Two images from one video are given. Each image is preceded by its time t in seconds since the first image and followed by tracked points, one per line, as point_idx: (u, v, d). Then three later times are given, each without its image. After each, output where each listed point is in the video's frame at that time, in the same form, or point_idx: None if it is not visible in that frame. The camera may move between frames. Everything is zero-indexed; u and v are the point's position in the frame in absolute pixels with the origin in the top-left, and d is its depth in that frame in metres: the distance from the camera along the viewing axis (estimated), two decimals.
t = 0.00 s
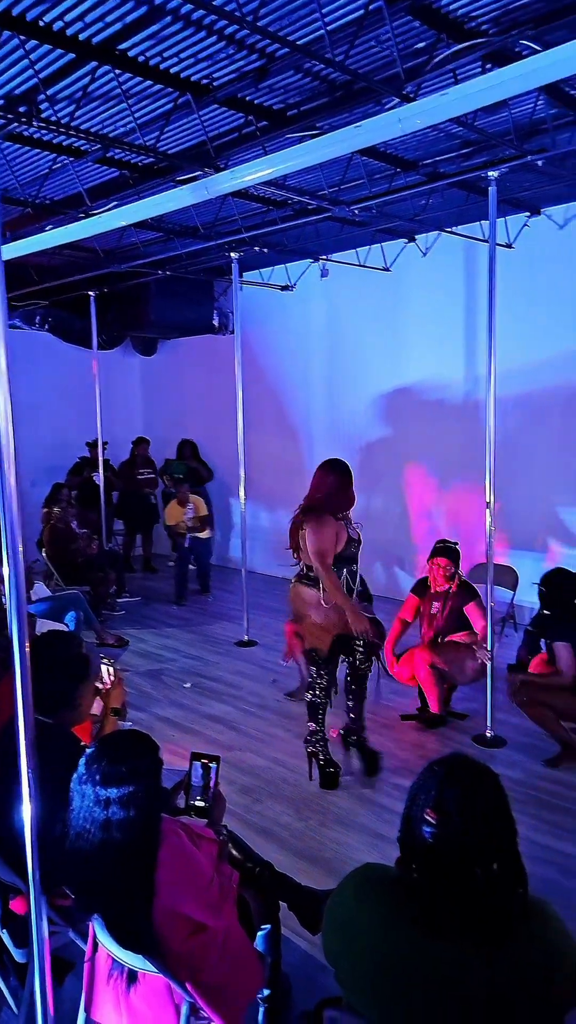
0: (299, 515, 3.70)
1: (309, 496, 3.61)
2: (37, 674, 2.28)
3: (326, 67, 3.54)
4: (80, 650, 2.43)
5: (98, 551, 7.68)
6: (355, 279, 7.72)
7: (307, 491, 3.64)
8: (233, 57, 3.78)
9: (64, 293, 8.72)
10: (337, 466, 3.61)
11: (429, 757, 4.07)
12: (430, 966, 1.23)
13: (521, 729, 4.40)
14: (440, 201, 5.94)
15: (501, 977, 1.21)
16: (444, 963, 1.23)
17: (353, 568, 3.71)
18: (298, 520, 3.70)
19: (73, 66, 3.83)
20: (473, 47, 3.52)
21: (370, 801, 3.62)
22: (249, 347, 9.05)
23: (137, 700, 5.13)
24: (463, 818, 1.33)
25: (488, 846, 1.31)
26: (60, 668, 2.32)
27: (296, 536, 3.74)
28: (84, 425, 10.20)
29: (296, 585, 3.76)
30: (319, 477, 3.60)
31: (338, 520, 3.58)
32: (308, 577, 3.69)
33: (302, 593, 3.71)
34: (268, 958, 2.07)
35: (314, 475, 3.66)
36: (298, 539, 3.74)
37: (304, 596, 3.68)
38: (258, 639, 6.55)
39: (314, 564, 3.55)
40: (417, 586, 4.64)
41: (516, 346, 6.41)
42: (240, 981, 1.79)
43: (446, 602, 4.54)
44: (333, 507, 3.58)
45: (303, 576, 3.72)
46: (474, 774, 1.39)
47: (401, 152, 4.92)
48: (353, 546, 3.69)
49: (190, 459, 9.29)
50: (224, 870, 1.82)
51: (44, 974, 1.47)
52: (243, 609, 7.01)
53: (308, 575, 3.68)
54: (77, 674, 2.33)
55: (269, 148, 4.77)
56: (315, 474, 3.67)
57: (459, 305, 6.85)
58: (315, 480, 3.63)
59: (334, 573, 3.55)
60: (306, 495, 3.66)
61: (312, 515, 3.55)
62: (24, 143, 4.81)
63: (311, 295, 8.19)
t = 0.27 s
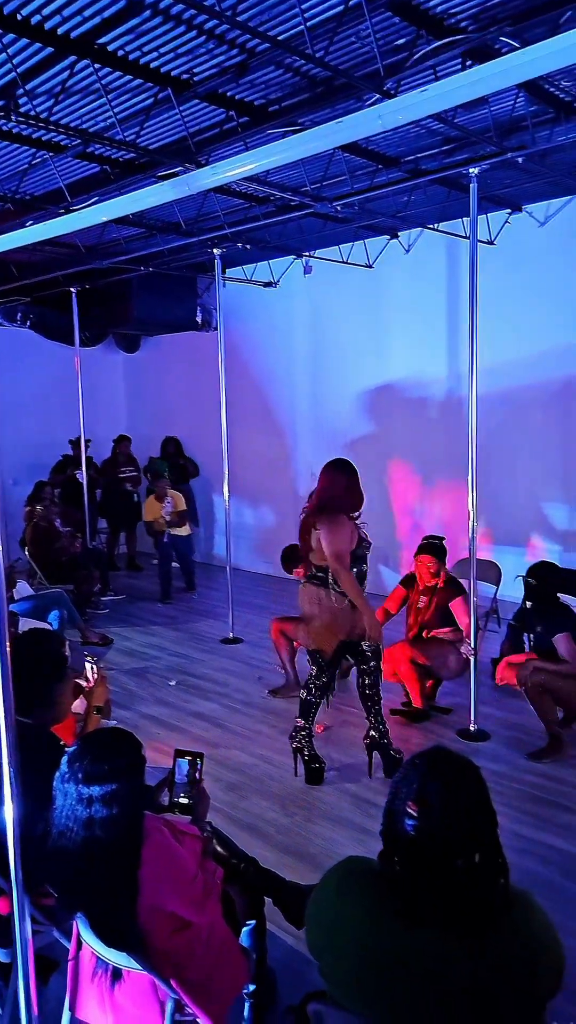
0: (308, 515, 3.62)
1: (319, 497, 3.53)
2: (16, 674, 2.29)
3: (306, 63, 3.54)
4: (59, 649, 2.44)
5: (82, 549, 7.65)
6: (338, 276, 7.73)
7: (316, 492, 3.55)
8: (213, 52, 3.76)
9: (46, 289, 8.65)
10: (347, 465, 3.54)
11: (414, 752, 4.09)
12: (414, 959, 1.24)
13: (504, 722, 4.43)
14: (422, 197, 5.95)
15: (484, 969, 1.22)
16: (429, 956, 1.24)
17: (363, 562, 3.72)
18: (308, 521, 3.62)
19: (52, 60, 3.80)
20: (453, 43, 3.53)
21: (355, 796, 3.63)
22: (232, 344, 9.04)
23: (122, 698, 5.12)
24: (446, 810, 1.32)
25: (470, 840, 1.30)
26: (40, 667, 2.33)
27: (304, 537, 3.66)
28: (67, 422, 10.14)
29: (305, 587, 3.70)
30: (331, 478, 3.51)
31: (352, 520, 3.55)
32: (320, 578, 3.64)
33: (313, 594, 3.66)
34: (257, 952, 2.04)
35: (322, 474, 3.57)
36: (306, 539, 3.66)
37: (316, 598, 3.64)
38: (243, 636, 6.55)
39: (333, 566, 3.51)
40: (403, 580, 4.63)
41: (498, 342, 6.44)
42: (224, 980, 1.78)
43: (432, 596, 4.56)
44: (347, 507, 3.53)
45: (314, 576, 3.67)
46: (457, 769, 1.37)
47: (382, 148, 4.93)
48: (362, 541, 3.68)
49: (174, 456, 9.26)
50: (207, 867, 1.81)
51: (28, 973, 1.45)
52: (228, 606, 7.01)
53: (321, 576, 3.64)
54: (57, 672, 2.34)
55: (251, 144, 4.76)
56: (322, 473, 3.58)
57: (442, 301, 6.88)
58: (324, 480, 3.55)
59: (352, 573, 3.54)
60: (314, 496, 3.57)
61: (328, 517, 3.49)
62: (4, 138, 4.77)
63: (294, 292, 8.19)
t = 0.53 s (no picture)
0: (323, 510, 3.55)
1: (334, 490, 3.47)
2: None
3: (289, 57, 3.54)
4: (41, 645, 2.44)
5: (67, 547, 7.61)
6: (323, 272, 7.72)
7: (331, 485, 3.49)
8: (196, 46, 3.74)
9: (29, 285, 8.59)
10: (363, 458, 3.50)
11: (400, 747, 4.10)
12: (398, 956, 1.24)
13: (490, 716, 4.46)
14: (407, 193, 5.96)
15: (465, 962, 1.23)
16: (413, 952, 1.24)
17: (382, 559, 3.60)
18: (323, 515, 3.55)
19: (33, 53, 3.77)
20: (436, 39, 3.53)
21: (341, 791, 3.64)
22: (218, 340, 9.01)
23: (108, 696, 5.10)
24: (425, 805, 1.35)
25: (450, 832, 1.33)
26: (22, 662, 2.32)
27: (320, 532, 3.59)
28: (52, 419, 10.08)
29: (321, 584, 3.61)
30: (346, 471, 3.47)
31: (369, 513, 3.47)
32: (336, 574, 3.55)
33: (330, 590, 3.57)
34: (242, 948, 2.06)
35: (337, 468, 3.52)
36: (321, 535, 3.59)
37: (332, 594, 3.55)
38: (230, 633, 6.55)
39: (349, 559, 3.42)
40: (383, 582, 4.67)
41: (483, 338, 6.47)
42: (213, 971, 1.79)
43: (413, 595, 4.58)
44: (365, 500, 3.46)
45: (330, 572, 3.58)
46: (438, 765, 1.41)
47: (366, 144, 4.93)
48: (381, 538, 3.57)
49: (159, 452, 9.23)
50: (194, 861, 1.81)
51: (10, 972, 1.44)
52: (214, 603, 7.00)
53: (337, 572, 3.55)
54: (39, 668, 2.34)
55: (234, 138, 4.75)
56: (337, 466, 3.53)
57: (427, 297, 6.89)
58: (339, 473, 3.50)
59: (370, 568, 3.45)
60: (329, 489, 3.51)
61: (344, 509, 3.42)
62: None
63: (279, 288, 8.18)
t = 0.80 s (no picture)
0: (331, 510, 3.45)
1: (344, 488, 3.38)
2: None
3: (271, 53, 3.53)
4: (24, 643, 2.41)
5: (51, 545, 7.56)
6: (308, 269, 7.72)
7: (340, 484, 3.40)
8: (178, 41, 3.73)
9: (11, 282, 8.52)
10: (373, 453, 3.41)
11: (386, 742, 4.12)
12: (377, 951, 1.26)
13: (475, 711, 4.49)
14: (391, 190, 5.97)
15: (443, 951, 1.25)
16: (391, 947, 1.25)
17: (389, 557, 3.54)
18: (332, 514, 3.45)
19: (14, 48, 3.74)
20: (417, 36, 3.53)
21: (328, 787, 3.65)
22: (202, 337, 8.98)
23: (93, 694, 5.08)
24: (401, 801, 1.34)
25: (424, 826, 1.33)
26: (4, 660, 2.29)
27: (328, 532, 3.48)
28: (35, 417, 10.01)
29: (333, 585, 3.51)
30: (358, 467, 3.37)
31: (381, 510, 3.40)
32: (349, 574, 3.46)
33: (343, 590, 3.48)
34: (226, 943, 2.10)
35: (345, 465, 3.43)
36: (330, 535, 3.49)
37: (347, 595, 3.45)
38: (216, 630, 6.54)
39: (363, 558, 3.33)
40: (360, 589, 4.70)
41: (467, 335, 6.50)
42: (199, 968, 1.79)
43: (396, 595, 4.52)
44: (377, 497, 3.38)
45: (341, 573, 3.48)
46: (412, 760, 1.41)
47: (350, 141, 4.93)
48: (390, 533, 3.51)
49: (144, 449, 9.20)
50: (177, 859, 1.83)
51: None
52: (200, 601, 6.99)
53: (349, 572, 3.45)
54: (19, 666, 2.31)
55: (218, 135, 4.73)
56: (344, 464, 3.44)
57: (411, 294, 6.91)
58: (348, 470, 3.41)
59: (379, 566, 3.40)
60: (338, 488, 3.41)
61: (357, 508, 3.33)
62: None
63: (264, 285, 8.17)
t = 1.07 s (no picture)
0: (348, 508, 3.40)
1: (363, 484, 3.34)
2: None
3: (257, 49, 3.52)
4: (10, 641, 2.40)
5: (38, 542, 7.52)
6: (295, 266, 7.71)
7: (357, 480, 3.35)
8: (164, 36, 3.71)
9: None
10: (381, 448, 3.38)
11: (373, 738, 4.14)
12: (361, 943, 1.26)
13: (462, 706, 4.52)
14: (378, 187, 5.97)
15: (422, 931, 1.27)
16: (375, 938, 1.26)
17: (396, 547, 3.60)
18: (352, 511, 3.39)
19: None
20: (404, 32, 3.53)
21: (315, 783, 3.66)
22: (190, 334, 8.96)
23: (81, 692, 5.07)
24: (377, 794, 1.39)
25: (398, 813, 1.37)
26: None
27: (348, 532, 3.42)
28: (22, 414, 9.95)
29: (356, 586, 3.45)
30: (375, 464, 3.34)
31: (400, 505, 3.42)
32: (374, 571, 3.44)
33: (369, 589, 3.44)
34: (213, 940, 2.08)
35: (356, 462, 3.36)
36: (349, 535, 3.42)
37: (375, 591, 3.43)
38: (204, 628, 6.54)
39: (395, 550, 3.37)
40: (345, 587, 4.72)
41: (453, 332, 6.52)
42: (186, 964, 1.80)
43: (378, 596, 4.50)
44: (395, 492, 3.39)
45: (362, 571, 3.44)
46: (383, 752, 1.46)
47: (337, 137, 4.92)
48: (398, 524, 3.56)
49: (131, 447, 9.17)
50: (164, 856, 1.82)
51: None
52: (188, 598, 6.98)
53: (372, 568, 3.43)
54: (4, 665, 2.30)
55: (204, 130, 4.72)
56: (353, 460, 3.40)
57: (398, 291, 6.92)
58: (360, 466, 3.36)
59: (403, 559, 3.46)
60: (356, 485, 3.36)
61: (382, 501, 3.33)
62: None
63: (251, 281, 8.15)
